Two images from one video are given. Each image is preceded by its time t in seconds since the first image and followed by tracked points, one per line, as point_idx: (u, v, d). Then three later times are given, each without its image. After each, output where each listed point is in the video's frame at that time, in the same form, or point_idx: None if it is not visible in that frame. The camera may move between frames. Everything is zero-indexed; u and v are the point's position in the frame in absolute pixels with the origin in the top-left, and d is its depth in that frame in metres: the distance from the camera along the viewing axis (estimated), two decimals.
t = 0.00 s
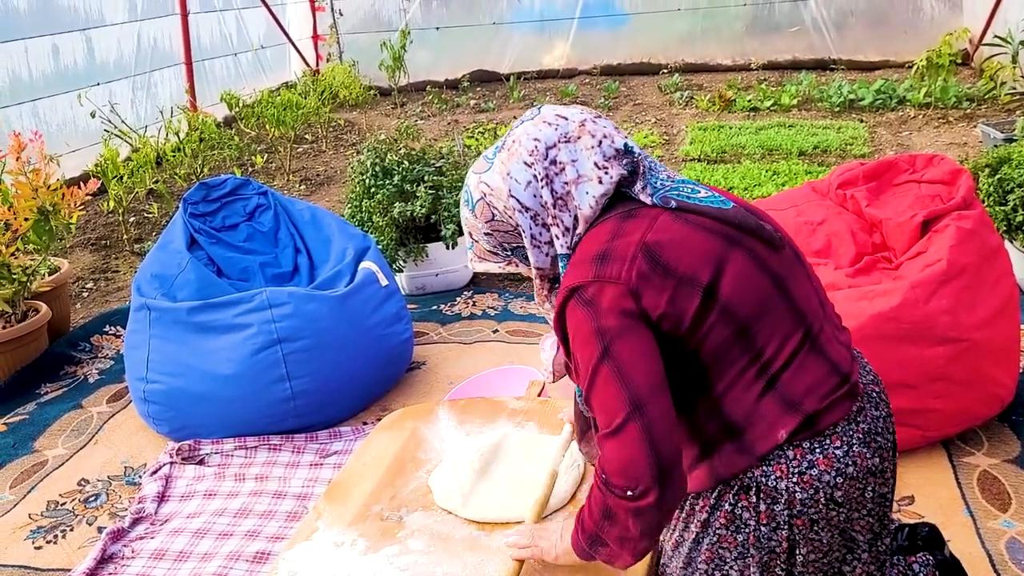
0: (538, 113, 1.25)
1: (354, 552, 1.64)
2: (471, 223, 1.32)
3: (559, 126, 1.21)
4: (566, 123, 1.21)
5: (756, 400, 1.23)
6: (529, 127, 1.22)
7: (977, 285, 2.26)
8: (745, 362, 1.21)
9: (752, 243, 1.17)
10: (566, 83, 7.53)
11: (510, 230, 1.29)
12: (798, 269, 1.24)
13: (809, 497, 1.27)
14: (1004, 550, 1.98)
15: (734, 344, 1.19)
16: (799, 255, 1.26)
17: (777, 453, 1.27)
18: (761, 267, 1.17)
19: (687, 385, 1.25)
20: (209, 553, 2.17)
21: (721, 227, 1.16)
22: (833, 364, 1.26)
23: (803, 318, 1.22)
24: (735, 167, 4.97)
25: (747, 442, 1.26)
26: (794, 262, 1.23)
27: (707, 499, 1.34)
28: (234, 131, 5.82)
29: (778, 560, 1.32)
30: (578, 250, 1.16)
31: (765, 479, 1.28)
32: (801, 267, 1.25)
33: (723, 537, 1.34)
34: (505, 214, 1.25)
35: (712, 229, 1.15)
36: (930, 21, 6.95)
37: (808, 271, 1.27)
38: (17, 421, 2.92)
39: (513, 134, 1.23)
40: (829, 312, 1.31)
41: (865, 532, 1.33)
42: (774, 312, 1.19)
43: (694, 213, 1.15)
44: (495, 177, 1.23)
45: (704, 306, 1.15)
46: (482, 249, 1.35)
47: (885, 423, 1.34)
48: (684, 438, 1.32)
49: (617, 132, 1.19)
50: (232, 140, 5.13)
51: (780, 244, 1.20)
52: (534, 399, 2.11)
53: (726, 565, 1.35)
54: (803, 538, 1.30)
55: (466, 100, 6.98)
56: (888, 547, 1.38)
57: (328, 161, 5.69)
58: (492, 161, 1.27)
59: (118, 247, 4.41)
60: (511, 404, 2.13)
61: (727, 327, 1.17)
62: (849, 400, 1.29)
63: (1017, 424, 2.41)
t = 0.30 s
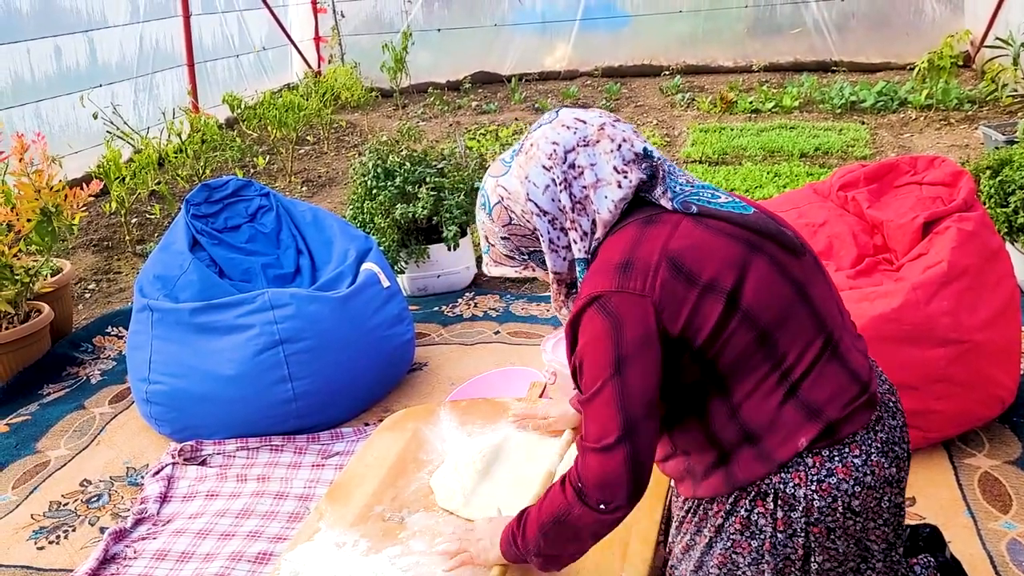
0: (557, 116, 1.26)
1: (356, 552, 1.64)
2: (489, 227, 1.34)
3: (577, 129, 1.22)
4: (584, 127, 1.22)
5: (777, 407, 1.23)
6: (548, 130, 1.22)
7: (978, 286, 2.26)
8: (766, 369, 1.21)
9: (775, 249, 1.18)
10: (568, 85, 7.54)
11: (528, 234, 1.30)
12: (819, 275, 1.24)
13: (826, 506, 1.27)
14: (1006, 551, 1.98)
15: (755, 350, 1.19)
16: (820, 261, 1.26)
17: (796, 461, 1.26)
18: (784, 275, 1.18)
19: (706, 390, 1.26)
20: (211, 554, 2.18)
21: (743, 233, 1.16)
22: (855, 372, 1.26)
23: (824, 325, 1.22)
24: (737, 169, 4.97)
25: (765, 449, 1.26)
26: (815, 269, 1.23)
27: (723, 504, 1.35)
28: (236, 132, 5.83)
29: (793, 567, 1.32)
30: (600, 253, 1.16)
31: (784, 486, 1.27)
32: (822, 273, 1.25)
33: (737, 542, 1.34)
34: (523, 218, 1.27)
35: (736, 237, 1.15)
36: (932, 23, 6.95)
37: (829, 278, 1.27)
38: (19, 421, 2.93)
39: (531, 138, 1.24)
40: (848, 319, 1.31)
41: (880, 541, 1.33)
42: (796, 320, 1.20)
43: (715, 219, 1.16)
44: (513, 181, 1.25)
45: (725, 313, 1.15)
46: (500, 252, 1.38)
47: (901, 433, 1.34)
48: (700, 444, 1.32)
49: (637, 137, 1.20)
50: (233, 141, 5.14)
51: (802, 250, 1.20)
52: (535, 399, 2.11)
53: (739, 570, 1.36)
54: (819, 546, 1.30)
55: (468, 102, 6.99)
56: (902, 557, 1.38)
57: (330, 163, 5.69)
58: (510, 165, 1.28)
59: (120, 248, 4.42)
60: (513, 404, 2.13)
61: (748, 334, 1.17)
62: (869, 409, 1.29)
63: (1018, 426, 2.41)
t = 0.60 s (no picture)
0: (556, 109, 1.27)
1: (358, 551, 1.64)
2: (483, 218, 1.34)
3: (576, 122, 1.23)
4: (582, 121, 1.23)
5: (768, 404, 1.24)
6: (546, 122, 1.23)
7: (979, 287, 2.26)
8: (760, 366, 1.21)
9: (769, 246, 1.18)
10: (568, 86, 7.54)
11: (523, 226, 1.31)
12: (813, 273, 1.24)
13: (817, 501, 1.28)
14: (1006, 551, 1.98)
15: (750, 347, 1.19)
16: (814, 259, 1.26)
17: (787, 457, 1.27)
18: (779, 272, 1.18)
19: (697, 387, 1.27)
20: (212, 553, 2.18)
21: (739, 230, 1.16)
22: (848, 371, 1.26)
23: (818, 322, 1.22)
24: (737, 170, 4.97)
25: (757, 445, 1.27)
26: (809, 267, 1.23)
27: (714, 501, 1.35)
28: (238, 133, 5.83)
29: (785, 562, 1.33)
30: (597, 252, 1.17)
31: (774, 482, 1.28)
32: (815, 271, 1.25)
33: (730, 539, 1.34)
34: (518, 209, 1.27)
35: (731, 233, 1.15)
36: (933, 24, 6.95)
37: (822, 276, 1.27)
38: (22, 421, 2.93)
39: (529, 129, 1.25)
40: (842, 317, 1.31)
41: (871, 535, 1.34)
42: (791, 318, 1.20)
43: (712, 217, 1.16)
44: (510, 172, 1.25)
45: (721, 310, 1.15)
46: (494, 243, 1.38)
47: (892, 428, 1.34)
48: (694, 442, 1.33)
49: (634, 132, 1.21)
50: (235, 142, 5.14)
51: (797, 249, 1.20)
52: (535, 401, 2.12)
53: (732, 567, 1.36)
54: (810, 541, 1.31)
55: (469, 103, 6.99)
56: (894, 551, 1.39)
57: (331, 163, 5.70)
58: (506, 156, 1.28)
59: (122, 249, 4.42)
60: (512, 404, 2.14)
61: (744, 331, 1.17)
62: (859, 405, 1.29)
63: (1019, 426, 2.41)
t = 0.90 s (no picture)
0: (550, 120, 1.28)
1: (359, 551, 1.65)
2: (475, 224, 1.36)
3: (568, 134, 1.24)
4: (575, 133, 1.24)
5: (761, 405, 1.25)
6: (539, 134, 1.24)
7: (980, 288, 2.26)
8: (750, 367, 1.23)
9: (754, 248, 1.19)
10: (570, 87, 7.54)
11: (513, 234, 1.33)
12: (799, 273, 1.26)
13: (813, 501, 1.28)
14: (1007, 553, 1.98)
15: (740, 350, 1.21)
16: (800, 259, 1.28)
17: (782, 457, 1.28)
18: (763, 273, 1.20)
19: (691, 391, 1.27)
20: (213, 554, 2.18)
21: (722, 234, 1.18)
22: (839, 368, 1.28)
23: (805, 321, 1.24)
24: (738, 171, 4.97)
25: (751, 447, 1.27)
26: (795, 266, 1.25)
27: (711, 503, 1.35)
28: (239, 134, 5.84)
29: (783, 563, 1.33)
30: (582, 264, 1.18)
31: (770, 483, 1.28)
32: (801, 270, 1.27)
33: (728, 540, 1.34)
34: (509, 218, 1.29)
35: (715, 238, 1.17)
36: (934, 25, 6.95)
37: (810, 276, 1.29)
38: (23, 421, 2.94)
39: (523, 140, 1.26)
40: (832, 314, 1.33)
41: (870, 535, 1.33)
42: (778, 318, 1.22)
43: (695, 222, 1.18)
44: (502, 182, 1.27)
45: (706, 314, 1.17)
46: (486, 250, 1.41)
47: (888, 428, 1.35)
48: (691, 445, 1.33)
49: (626, 147, 1.22)
50: (236, 143, 5.15)
51: (781, 249, 1.22)
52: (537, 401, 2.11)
53: (730, 568, 1.36)
54: (808, 541, 1.31)
55: (470, 104, 7.00)
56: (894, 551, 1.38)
57: (332, 164, 5.70)
58: (500, 165, 1.30)
59: (124, 250, 4.43)
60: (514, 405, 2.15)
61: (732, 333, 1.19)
62: (853, 405, 1.30)
63: (1020, 428, 2.41)
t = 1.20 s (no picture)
0: (519, 143, 1.29)
1: (359, 553, 1.62)
2: (450, 246, 1.36)
3: (537, 156, 1.25)
4: (543, 154, 1.25)
5: (737, 402, 1.25)
6: (508, 156, 1.25)
7: (982, 290, 2.26)
8: (722, 365, 1.23)
9: (715, 249, 1.20)
10: (572, 88, 7.54)
11: (488, 255, 1.32)
12: (767, 268, 1.26)
13: (798, 496, 1.28)
14: (1008, 554, 1.98)
15: (708, 350, 1.22)
16: (768, 255, 1.28)
17: (764, 454, 1.28)
18: (726, 273, 1.20)
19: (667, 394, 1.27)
20: (214, 555, 2.18)
21: (682, 238, 1.19)
22: (814, 360, 1.28)
23: (775, 316, 1.25)
24: (740, 172, 4.97)
25: (730, 444, 1.28)
26: (761, 262, 1.26)
27: (700, 503, 1.35)
28: (241, 135, 5.85)
29: (774, 560, 1.32)
30: (551, 278, 1.20)
31: (754, 480, 1.28)
32: (770, 265, 1.27)
33: (716, 540, 1.33)
34: (482, 239, 1.29)
35: (676, 244, 1.18)
36: (937, 26, 6.95)
37: (780, 272, 1.29)
38: (25, 422, 2.94)
39: (493, 163, 1.27)
40: (809, 307, 1.33)
41: (858, 527, 1.33)
42: (744, 315, 1.22)
43: (656, 230, 1.19)
44: (474, 204, 1.27)
45: (671, 318, 1.18)
46: (462, 272, 1.40)
47: (873, 419, 1.34)
48: (674, 445, 1.32)
49: (592, 167, 1.24)
50: (239, 144, 5.16)
51: (744, 247, 1.23)
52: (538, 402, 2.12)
53: (721, 567, 1.35)
54: (796, 537, 1.31)
55: (472, 105, 7.00)
56: (884, 543, 1.38)
57: (335, 166, 5.71)
58: (472, 188, 1.30)
59: (126, 251, 4.43)
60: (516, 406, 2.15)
61: (698, 334, 1.20)
62: (834, 396, 1.30)
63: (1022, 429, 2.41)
